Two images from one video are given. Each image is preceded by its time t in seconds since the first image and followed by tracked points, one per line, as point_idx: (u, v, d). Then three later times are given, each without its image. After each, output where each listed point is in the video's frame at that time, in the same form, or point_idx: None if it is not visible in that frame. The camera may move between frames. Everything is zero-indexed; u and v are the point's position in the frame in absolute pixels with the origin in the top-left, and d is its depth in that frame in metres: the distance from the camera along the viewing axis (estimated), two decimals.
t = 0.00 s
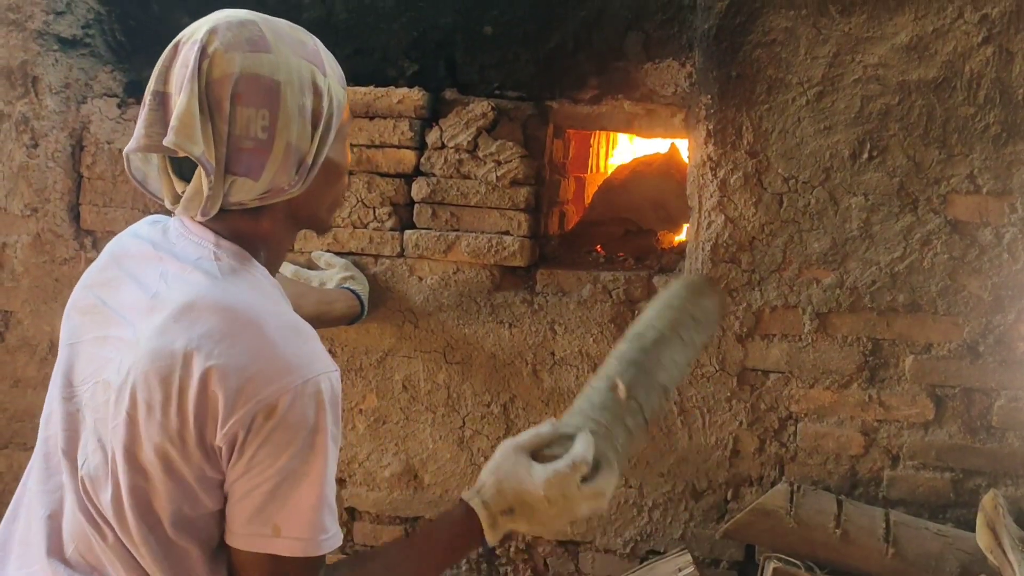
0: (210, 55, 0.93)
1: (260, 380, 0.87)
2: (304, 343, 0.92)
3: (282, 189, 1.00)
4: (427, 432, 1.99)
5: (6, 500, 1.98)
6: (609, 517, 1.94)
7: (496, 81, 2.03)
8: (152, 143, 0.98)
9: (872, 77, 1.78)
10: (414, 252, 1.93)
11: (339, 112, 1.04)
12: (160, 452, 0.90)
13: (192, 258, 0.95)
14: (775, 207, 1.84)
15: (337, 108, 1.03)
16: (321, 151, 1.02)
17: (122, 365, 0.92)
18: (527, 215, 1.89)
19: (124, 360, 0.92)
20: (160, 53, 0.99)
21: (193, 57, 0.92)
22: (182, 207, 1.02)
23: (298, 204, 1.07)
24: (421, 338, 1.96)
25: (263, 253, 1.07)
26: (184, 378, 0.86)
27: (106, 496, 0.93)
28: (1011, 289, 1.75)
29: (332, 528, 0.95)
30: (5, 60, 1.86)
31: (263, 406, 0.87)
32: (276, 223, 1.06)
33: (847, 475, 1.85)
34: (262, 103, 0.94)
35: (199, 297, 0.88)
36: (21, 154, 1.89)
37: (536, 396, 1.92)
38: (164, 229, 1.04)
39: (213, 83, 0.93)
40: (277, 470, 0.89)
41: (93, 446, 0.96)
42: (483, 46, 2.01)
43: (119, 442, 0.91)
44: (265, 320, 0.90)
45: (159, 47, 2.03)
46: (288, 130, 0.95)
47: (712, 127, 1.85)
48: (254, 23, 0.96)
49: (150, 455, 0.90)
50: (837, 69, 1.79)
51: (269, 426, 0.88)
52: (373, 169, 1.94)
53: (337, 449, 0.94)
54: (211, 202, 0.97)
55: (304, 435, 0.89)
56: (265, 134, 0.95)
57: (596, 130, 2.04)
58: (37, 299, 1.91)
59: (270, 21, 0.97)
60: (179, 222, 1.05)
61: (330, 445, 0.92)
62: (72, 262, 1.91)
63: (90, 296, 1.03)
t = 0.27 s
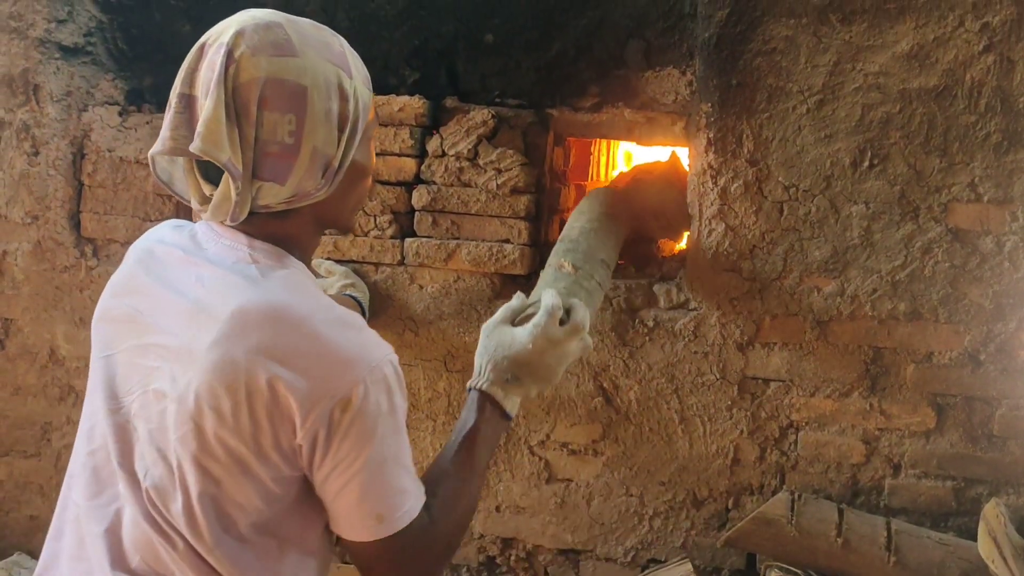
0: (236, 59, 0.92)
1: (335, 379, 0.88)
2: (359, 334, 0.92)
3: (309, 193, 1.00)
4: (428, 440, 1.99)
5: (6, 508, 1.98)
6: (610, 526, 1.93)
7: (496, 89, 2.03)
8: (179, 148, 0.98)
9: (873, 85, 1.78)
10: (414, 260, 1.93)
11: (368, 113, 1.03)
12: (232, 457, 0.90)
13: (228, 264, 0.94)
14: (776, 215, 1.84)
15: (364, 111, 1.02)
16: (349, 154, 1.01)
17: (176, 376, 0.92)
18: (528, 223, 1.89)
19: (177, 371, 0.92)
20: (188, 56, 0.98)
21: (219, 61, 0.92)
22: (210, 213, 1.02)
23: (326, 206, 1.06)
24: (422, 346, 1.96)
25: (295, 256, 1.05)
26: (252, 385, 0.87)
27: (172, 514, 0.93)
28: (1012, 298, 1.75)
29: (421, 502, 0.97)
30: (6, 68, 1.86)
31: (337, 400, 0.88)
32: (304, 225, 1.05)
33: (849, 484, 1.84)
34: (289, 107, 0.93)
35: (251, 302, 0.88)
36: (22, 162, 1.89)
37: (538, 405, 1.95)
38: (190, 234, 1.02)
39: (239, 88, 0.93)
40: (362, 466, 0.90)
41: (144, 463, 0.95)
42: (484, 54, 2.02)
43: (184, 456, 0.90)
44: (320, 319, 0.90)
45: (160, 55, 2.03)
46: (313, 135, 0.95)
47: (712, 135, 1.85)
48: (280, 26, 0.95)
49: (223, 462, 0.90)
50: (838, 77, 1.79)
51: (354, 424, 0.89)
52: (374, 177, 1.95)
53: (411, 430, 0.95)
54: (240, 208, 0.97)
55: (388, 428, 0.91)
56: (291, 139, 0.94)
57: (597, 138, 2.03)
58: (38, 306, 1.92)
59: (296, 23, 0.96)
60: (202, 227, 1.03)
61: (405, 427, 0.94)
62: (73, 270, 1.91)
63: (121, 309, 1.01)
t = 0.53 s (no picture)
0: (278, 76, 0.89)
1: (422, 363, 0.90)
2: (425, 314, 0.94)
3: (345, 206, 0.97)
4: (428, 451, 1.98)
5: (4, 518, 1.97)
6: (610, 538, 1.92)
7: (498, 99, 2.02)
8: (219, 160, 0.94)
9: (873, 96, 1.78)
10: (415, 270, 1.93)
11: (401, 127, 1.00)
12: (322, 459, 0.90)
13: (285, 266, 0.94)
14: (777, 226, 1.83)
15: (398, 124, 0.99)
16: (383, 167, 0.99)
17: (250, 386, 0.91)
18: (529, 233, 1.89)
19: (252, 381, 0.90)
20: (225, 69, 0.94)
21: (261, 78, 0.88)
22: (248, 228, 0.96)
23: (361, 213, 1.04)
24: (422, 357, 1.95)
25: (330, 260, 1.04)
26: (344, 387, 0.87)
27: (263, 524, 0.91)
28: (1013, 309, 1.75)
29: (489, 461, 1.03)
30: (8, 78, 1.87)
31: (423, 388, 0.90)
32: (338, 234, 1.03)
33: (850, 496, 1.84)
34: (329, 123, 0.90)
35: (329, 306, 0.88)
36: (23, 172, 1.89)
37: (539, 415, 1.95)
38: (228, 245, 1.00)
39: (280, 104, 0.89)
40: (450, 439, 0.94)
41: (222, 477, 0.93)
42: (484, 65, 2.02)
43: (272, 462, 0.90)
44: (392, 308, 0.91)
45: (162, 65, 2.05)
46: (353, 153, 0.92)
47: (712, 146, 1.85)
48: (319, 41, 0.91)
49: (312, 466, 0.90)
50: (838, 88, 1.79)
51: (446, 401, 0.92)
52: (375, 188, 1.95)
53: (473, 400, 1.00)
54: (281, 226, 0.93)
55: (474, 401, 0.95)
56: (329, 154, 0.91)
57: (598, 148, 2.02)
58: (38, 316, 1.91)
59: (334, 38, 0.93)
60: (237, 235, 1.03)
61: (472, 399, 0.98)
62: (73, 279, 1.91)
63: (166, 324, 0.98)
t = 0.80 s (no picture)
0: (317, 101, 0.94)
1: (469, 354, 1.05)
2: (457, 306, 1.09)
3: (371, 225, 1.04)
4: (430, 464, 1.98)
5: (5, 530, 1.97)
6: (612, 552, 1.92)
7: (501, 111, 2.02)
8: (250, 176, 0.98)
9: (875, 110, 1.78)
10: (417, 282, 1.92)
11: (430, 151, 1.07)
12: (390, 448, 1.01)
13: (330, 277, 1.02)
14: (779, 239, 1.83)
15: (426, 147, 1.06)
16: (410, 189, 1.06)
17: (317, 392, 0.98)
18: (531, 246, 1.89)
19: (319, 387, 0.98)
20: (263, 86, 0.99)
21: (300, 102, 0.94)
22: (281, 243, 1.02)
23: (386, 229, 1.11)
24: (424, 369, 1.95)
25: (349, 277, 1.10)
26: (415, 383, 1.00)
27: (338, 515, 1.00)
28: (1016, 323, 1.74)
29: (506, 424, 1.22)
30: (12, 89, 1.87)
31: (474, 372, 1.06)
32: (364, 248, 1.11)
33: (853, 510, 1.83)
34: (363, 149, 0.97)
35: (393, 311, 1.00)
36: (26, 184, 1.89)
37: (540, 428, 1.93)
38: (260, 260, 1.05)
39: (317, 128, 0.95)
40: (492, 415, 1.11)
41: (288, 480, 0.98)
42: (486, 78, 2.03)
43: (346, 458, 0.99)
44: (434, 308, 1.04)
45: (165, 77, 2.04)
46: (383, 178, 0.99)
47: (715, 159, 1.85)
48: (357, 69, 0.97)
49: (382, 455, 1.01)
50: (841, 102, 1.80)
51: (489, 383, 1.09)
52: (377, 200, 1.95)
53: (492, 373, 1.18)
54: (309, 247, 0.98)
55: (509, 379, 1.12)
56: (361, 177, 0.98)
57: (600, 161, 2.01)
58: (40, 327, 1.91)
59: (373, 65, 0.99)
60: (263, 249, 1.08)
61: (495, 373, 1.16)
62: (76, 291, 1.91)
63: (206, 341, 0.99)
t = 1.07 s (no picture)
0: (352, 110, 1.00)
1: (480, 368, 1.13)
2: (467, 320, 1.15)
3: (395, 235, 1.10)
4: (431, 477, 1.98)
5: (7, 542, 1.97)
6: (614, 567, 1.91)
7: (504, 126, 2.05)
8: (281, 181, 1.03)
9: (877, 126, 1.79)
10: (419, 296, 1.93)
11: (452, 165, 1.14)
12: (409, 457, 1.08)
13: (347, 294, 1.07)
14: (781, 254, 1.84)
15: (449, 164, 1.15)
16: (433, 202, 1.13)
17: (339, 407, 1.04)
18: (533, 260, 1.90)
19: (341, 402, 1.04)
20: (295, 95, 1.05)
21: (336, 109, 1.00)
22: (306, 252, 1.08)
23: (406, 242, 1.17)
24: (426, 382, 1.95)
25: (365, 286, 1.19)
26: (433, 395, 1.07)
27: (354, 523, 1.07)
28: (1018, 340, 1.74)
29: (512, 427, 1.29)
30: (18, 103, 1.88)
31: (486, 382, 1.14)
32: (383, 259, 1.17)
33: (855, 526, 1.83)
34: (393, 159, 1.04)
35: (410, 329, 1.06)
36: (31, 196, 1.90)
37: (542, 442, 1.93)
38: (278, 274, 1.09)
39: (351, 135, 1.01)
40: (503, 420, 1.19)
41: (308, 490, 1.05)
42: (490, 92, 2.05)
43: (368, 467, 1.06)
44: (445, 325, 1.11)
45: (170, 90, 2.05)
46: (410, 187, 1.06)
47: (717, 174, 1.86)
48: (390, 83, 1.05)
49: (401, 463, 1.08)
50: (842, 117, 1.80)
51: (497, 395, 1.17)
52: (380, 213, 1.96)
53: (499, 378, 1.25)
54: (341, 249, 1.03)
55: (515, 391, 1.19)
56: (390, 187, 1.04)
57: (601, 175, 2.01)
58: (43, 339, 1.92)
59: (403, 81, 1.06)
60: (279, 262, 1.13)
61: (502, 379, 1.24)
62: (79, 303, 1.92)
63: (227, 359, 1.04)
